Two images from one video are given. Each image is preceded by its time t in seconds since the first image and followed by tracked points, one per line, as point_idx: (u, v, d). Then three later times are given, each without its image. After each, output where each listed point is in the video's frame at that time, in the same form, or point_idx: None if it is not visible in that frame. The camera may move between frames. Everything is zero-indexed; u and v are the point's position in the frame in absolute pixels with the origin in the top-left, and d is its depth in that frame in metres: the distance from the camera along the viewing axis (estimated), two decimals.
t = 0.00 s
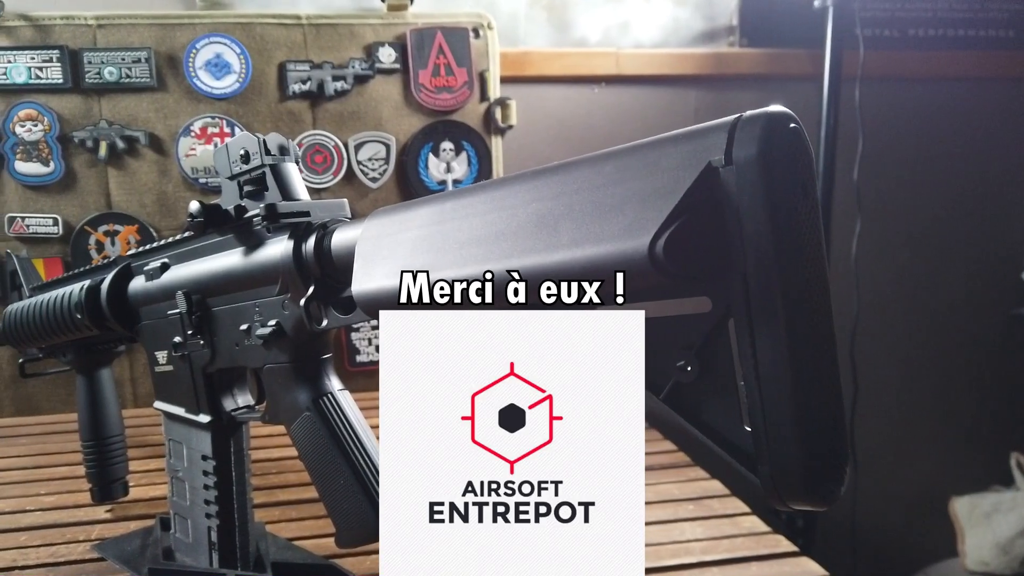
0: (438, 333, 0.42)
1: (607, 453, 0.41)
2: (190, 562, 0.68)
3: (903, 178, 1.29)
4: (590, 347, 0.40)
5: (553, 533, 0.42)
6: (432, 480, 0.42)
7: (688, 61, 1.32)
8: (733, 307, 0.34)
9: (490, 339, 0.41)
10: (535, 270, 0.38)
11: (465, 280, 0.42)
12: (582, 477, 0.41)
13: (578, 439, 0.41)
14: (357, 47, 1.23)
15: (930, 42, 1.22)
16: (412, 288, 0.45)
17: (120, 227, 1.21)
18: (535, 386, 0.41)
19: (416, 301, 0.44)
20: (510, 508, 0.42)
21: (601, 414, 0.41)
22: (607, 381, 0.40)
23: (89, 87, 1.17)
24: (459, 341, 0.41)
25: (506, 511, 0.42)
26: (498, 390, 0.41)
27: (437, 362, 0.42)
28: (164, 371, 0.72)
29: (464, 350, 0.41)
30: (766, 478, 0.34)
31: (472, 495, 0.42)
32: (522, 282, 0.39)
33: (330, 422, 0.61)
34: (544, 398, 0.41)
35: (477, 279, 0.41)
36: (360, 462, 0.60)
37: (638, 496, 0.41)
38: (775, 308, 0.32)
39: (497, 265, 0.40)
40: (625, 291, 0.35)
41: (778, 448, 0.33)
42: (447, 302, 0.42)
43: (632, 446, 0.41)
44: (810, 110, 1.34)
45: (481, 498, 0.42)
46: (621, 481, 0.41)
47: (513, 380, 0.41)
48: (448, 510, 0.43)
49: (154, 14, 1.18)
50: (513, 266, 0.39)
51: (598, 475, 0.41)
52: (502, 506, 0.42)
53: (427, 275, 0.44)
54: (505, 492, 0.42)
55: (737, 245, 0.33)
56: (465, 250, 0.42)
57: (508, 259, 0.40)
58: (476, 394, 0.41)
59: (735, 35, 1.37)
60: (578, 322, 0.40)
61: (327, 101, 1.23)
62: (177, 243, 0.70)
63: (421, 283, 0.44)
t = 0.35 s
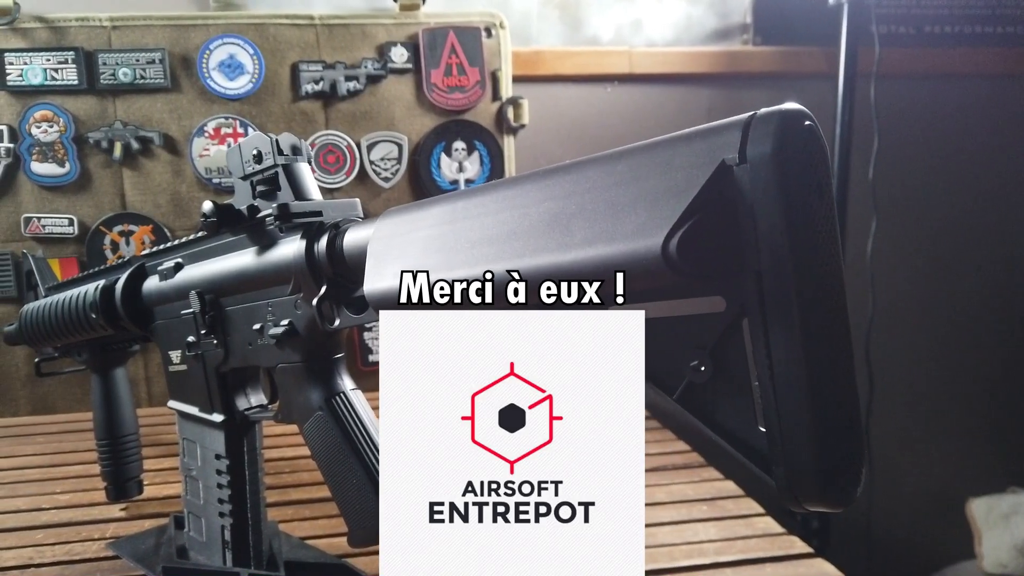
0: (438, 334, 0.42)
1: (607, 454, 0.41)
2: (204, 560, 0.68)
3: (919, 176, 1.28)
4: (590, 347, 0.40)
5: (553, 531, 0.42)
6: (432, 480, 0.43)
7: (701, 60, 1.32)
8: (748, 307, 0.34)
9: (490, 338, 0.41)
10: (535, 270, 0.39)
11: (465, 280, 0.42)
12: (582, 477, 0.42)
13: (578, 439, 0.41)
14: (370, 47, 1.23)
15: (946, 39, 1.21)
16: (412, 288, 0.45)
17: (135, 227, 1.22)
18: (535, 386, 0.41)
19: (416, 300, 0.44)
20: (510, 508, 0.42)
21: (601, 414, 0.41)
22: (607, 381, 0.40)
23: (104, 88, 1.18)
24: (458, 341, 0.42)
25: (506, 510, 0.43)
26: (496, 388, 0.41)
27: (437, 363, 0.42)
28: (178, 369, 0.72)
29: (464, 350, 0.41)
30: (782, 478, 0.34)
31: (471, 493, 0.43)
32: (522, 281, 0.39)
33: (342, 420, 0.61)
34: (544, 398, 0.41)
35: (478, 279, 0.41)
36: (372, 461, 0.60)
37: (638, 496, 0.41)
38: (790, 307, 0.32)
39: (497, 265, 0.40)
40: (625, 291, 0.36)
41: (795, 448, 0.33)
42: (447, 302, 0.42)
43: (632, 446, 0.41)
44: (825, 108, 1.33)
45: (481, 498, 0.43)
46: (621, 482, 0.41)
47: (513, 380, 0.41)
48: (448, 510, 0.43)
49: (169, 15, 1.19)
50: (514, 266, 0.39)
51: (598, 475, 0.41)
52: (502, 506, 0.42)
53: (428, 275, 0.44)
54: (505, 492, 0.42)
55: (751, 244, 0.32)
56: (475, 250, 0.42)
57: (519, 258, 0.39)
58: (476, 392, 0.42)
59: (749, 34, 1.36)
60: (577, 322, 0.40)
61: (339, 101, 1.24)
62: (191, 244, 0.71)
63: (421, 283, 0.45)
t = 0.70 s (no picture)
0: (438, 334, 0.42)
1: (607, 454, 0.41)
2: (219, 557, 0.68)
3: (936, 174, 1.26)
4: (590, 347, 0.40)
5: (552, 532, 0.42)
6: (432, 480, 0.43)
7: (714, 58, 1.31)
8: (763, 304, 0.33)
9: (489, 338, 0.41)
10: (534, 270, 0.39)
11: (465, 280, 0.42)
12: (582, 477, 0.41)
13: (578, 439, 0.41)
14: (382, 47, 1.24)
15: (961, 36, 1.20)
16: (411, 288, 0.46)
17: (150, 227, 1.23)
18: (535, 386, 0.41)
19: (416, 300, 0.45)
20: (510, 508, 0.42)
21: (601, 414, 0.41)
22: (607, 381, 0.40)
23: (119, 88, 1.19)
24: (457, 340, 0.42)
25: (506, 510, 0.42)
26: (495, 388, 0.41)
27: (437, 363, 0.42)
28: (193, 367, 0.73)
29: (463, 350, 0.42)
30: (797, 477, 0.34)
31: (471, 493, 0.42)
32: (521, 282, 0.40)
33: (354, 417, 0.60)
34: (544, 398, 0.41)
35: (477, 279, 0.42)
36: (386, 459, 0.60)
37: (638, 496, 0.41)
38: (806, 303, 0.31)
39: (496, 265, 0.41)
40: (625, 291, 0.36)
41: (810, 445, 0.33)
42: (448, 302, 0.43)
43: (632, 446, 0.41)
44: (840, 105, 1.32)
45: (481, 498, 0.42)
46: (620, 481, 0.41)
47: (513, 380, 0.41)
48: (448, 510, 0.43)
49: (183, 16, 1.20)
50: (513, 266, 0.40)
51: (598, 475, 0.41)
52: (502, 506, 0.42)
53: (427, 276, 0.45)
54: (505, 492, 0.42)
55: (766, 240, 0.32)
56: (488, 246, 0.42)
57: (532, 253, 0.39)
58: (476, 391, 0.42)
59: (762, 31, 1.35)
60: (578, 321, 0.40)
61: (352, 100, 1.24)
62: (205, 242, 0.71)
63: (420, 283, 0.45)
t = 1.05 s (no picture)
0: (438, 333, 0.42)
1: (607, 454, 0.41)
2: (233, 556, 0.69)
3: (952, 171, 1.25)
4: (590, 347, 0.41)
5: (552, 532, 0.42)
6: (432, 480, 0.42)
7: (728, 56, 1.30)
8: (779, 303, 0.33)
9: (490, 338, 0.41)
10: (534, 270, 0.40)
11: (465, 280, 0.43)
12: (582, 477, 0.41)
13: (577, 439, 0.41)
14: (395, 47, 1.24)
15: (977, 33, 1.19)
16: (412, 288, 0.46)
17: (165, 227, 1.24)
18: (535, 386, 0.41)
19: (416, 300, 0.45)
20: (510, 508, 0.42)
21: (601, 413, 0.41)
22: (606, 381, 0.40)
23: (135, 89, 1.20)
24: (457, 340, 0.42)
25: (506, 511, 0.42)
26: (496, 387, 0.41)
27: (437, 363, 0.42)
28: (209, 367, 0.73)
29: (463, 350, 0.42)
30: (814, 478, 0.33)
31: (470, 493, 0.42)
32: (521, 281, 0.40)
33: (368, 415, 0.60)
34: (544, 398, 0.41)
35: (478, 279, 0.42)
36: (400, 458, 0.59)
37: (637, 496, 0.41)
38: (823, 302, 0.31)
39: (496, 266, 0.41)
40: (625, 291, 0.37)
41: (827, 445, 0.32)
42: (447, 302, 0.44)
43: (632, 446, 0.41)
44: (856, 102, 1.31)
45: (481, 498, 0.42)
46: (621, 481, 0.41)
47: (513, 380, 0.41)
48: (448, 510, 0.42)
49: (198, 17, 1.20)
50: (513, 266, 0.40)
51: (598, 475, 0.41)
52: (502, 506, 0.42)
53: (428, 276, 0.45)
54: (505, 492, 0.42)
55: (781, 238, 0.32)
56: (501, 246, 0.42)
57: (547, 253, 0.39)
58: (476, 391, 0.42)
59: (776, 29, 1.34)
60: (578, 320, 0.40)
61: (365, 100, 1.24)
62: (220, 242, 0.71)
63: (420, 283, 0.45)
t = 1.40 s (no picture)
0: (438, 334, 0.43)
1: (607, 454, 0.42)
2: (250, 552, 0.69)
3: (968, 170, 1.25)
4: (590, 347, 0.41)
5: (552, 531, 0.42)
6: (432, 480, 0.43)
7: (742, 56, 1.30)
8: (793, 300, 0.33)
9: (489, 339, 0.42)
10: (534, 271, 0.41)
11: (465, 280, 0.44)
12: (582, 477, 0.42)
13: (577, 439, 0.42)
14: (409, 48, 1.25)
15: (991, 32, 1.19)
16: (411, 287, 0.47)
17: (182, 227, 1.25)
18: (535, 386, 0.42)
19: (415, 299, 0.47)
20: (510, 508, 0.43)
21: (601, 413, 0.41)
22: (606, 381, 0.41)
23: (152, 91, 1.21)
24: (457, 340, 0.42)
25: (506, 510, 0.43)
26: (496, 387, 0.42)
27: (437, 363, 0.43)
28: (226, 366, 0.74)
29: (463, 350, 0.42)
30: (828, 476, 0.34)
31: (471, 492, 0.43)
32: (521, 282, 0.42)
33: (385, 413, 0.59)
34: (544, 398, 0.42)
35: (478, 280, 0.44)
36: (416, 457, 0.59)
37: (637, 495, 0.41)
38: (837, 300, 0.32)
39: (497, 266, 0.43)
40: (625, 291, 0.38)
41: (841, 441, 0.33)
42: (447, 302, 0.45)
43: (632, 446, 0.41)
44: (871, 101, 1.30)
45: (481, 498, 0.43)
46: (621, 481, 0.42)
47: (513, 380, 0.42)
48: (448, 510, 0.43)
49: (214, 19, 1.22)
50: (513, 267, 0.42)
51: (598, 475, 0.42)
52: (502, 506, 0.43)
53: (427, 276, 0.47)
54: (505, 492, 0.43)
55: (795, 235, 0.32)
56: (515, 246, 0.42)
57: (561, 253, 0.39)
58: (476, 391, 0.42)
59: (789, 28, 1.34)
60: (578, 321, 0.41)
61: (379, 101, 1.25)
62: (236, 243, 0.72)
63: (420, 283, 0.47)
